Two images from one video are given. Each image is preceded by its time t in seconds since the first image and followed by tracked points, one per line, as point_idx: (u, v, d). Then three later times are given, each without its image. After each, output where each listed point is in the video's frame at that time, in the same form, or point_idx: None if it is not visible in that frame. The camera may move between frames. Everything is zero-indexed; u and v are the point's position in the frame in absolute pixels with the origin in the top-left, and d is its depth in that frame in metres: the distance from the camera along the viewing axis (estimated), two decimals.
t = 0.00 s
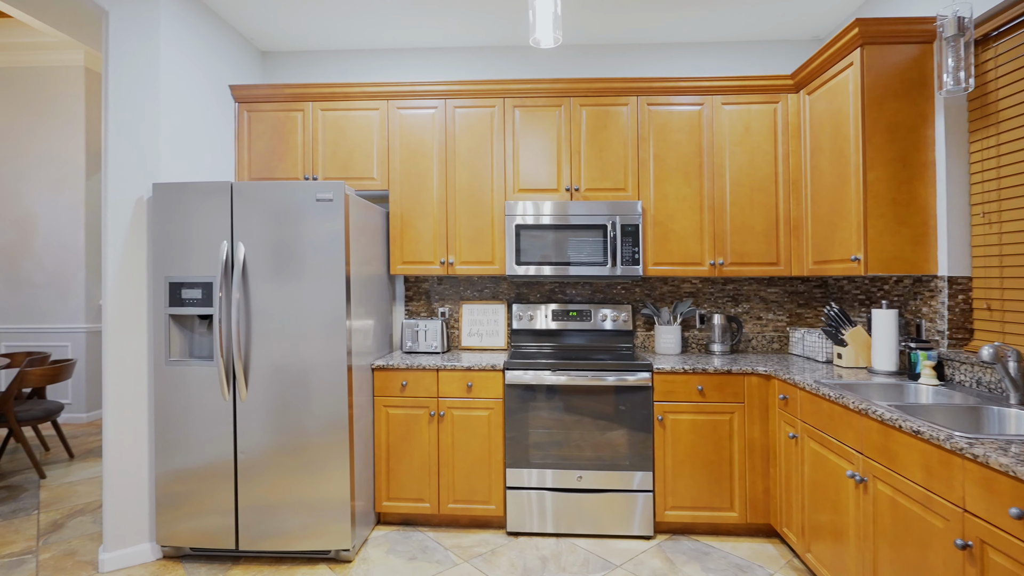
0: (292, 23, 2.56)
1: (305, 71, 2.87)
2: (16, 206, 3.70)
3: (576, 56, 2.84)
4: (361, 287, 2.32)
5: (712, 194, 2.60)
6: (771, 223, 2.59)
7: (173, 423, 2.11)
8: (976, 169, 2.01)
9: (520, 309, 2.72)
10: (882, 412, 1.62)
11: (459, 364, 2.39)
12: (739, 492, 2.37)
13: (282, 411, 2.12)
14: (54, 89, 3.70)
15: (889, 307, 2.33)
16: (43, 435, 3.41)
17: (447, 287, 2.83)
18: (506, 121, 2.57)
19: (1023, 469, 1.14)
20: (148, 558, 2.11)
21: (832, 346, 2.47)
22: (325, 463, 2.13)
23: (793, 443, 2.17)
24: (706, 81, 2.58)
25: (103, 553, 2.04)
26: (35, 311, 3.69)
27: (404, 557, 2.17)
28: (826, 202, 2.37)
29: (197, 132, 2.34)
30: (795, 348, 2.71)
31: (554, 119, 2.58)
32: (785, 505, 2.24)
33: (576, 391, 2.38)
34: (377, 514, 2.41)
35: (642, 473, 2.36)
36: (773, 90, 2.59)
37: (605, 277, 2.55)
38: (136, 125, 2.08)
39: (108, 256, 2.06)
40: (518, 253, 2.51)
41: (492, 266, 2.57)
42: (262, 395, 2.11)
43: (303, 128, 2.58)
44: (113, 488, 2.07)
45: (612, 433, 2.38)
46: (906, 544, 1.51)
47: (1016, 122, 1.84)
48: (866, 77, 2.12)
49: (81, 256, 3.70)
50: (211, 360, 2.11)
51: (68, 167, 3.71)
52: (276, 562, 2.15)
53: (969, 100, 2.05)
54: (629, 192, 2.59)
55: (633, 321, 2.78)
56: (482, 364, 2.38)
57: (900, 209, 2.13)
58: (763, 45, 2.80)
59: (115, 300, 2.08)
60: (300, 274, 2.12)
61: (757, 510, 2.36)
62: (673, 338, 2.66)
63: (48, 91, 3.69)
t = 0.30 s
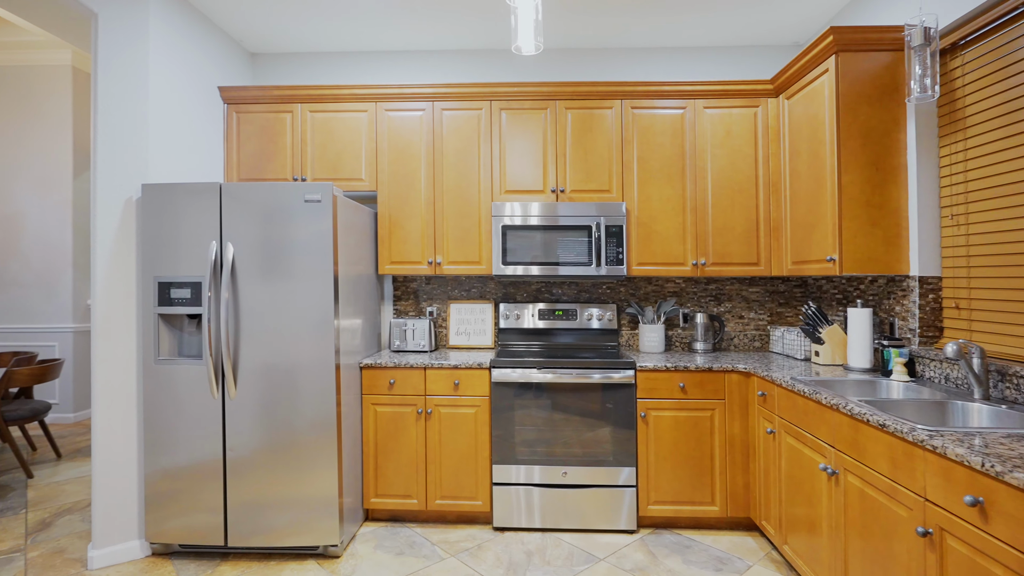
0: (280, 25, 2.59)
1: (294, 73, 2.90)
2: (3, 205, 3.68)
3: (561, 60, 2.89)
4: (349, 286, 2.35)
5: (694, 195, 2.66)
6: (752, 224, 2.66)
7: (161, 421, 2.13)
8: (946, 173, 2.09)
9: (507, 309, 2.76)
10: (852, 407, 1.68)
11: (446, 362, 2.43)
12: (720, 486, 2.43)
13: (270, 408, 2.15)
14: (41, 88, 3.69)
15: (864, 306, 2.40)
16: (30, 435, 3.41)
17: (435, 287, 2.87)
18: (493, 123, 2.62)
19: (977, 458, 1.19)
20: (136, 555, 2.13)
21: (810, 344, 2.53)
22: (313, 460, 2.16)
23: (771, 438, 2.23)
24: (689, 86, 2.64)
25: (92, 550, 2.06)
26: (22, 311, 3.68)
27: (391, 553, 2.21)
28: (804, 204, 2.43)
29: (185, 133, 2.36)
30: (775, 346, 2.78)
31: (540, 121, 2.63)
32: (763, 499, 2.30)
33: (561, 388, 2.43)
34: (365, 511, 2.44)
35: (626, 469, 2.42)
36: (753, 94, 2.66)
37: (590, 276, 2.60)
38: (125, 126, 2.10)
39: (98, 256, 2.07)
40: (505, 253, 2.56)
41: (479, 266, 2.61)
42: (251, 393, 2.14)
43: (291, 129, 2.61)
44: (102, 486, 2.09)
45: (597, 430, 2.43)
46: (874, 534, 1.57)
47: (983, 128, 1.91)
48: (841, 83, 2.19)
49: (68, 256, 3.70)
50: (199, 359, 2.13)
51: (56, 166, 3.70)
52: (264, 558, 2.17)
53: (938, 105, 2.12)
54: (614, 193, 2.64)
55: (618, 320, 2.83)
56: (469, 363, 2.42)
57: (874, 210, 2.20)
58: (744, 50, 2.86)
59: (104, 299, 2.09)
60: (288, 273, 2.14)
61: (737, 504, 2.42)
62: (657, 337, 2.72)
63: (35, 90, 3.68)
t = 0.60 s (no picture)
0: (273, 27, 2.62)
1: (287, 75, 2.93)
2: None
3: (551, 63, 2.94)
4: (341, 286, 2.38)
5: (681, 196, 2.71)
6: (737, 225, 2.71)
7: (154, 419, 2.16)
8: (922, 176, 2.15)
9: (497, 308, 2.80)
10: (828, 402, 1.74)
11: (437, 361, 2.47)
12: (705, 482, 2.48)
13: (263, 406, 2.18)
14: (33, 88, 3.69)
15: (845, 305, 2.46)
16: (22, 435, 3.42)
17: (427, 286, 2.91)
18: (483, 125, 2.66)
19: (941, 449, 1.25)
20: (130, 551, 2.16)
21: (793, 342, 2.59)
22: (305, 457, 2.19)
23: (754, 433, 2.28)
24: (675, 89, 2.70)
25: (86, 546, 2.08)
26: (14, 311, 3.68)
27: (382, 548, 2.25)
28: (787, 205, 2.49)
29: (178, 134, 2.39)
30: (760, 345, 2.83)
31: (530, 123, 2.67)
32: (747, 493, 2.35)
33: (550, 386, 2.48)
34: (357, 507, 2.48)
35: (614, 465, 2.47)
36: (738, 98, 2.72)
37: (578, 276, 2.64)
38: (119, 127, 2.12)
39: (91, 255, 2.10)
40: (495, 253, 2.60)
41: (470, 266, 2.65)
42: (243, 391, 2.17)
43: (284, 130, 2.64)
44: (96, 483, 2.11)
45: (585, 427, 2.48)
46: (848, 524, 1.63)
47: (957, 132, 1.97)
48: (821, 87, 2.25)
49: (60, 255, 3.71)
50: (192, 358, 2.16)
51: (48, 166, 3.71)
52: (257, 554, 2.21)
53: (915, 110, 2.18)
54: (602, 194, 2.69)
55: (607, 319, 2.88)
56: (459, 361, 2.46)
57: (854, 212, 2.26)
58: (730, 54, 2.92)
59: (98, 298, 2.12)
60: (280, 273, 2.18)
61: (722, 499, 2.48)
62: (644, 335, 2.77)
63: (27, 90, 3.69)
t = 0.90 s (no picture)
0: (268, 30, 2.65)
1: (282, 77, 2.96)
2: None
3: (543, 66, 2.98)
4: (335, 285, 2.42)
5: (670, 197, 2.76)
6: (726, 225, 2.76)
7: (151, 416, 2.19)
8: (903, 178, 2.21)
9: (490, 307, 2.84)
10: (809, 398, 1.78)
11: (430, 359, 2.51)
12: (693, 477, 2.53)
13: (258, 403, 2.21)
14: (28, 88, 3.71)
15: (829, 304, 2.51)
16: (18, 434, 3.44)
17: (421, 285, 2.95)
18: (476, 127, 2.70)
19: (911, 441, 1.30)
20: (126, 546, 2.19)
21: (779, 340, 2.64)
22: (299, 454, 2.23)
23: (740, 429, 2.34)
24: (664, 92, 2.75)
25: (83, 541, 2.12)
26: (10, 310, 3.70)
27: (376, 543, 2.28)
28: (773, 206, 2.55)
29: (175, 135, 2.42)
30: (748, 343, 2.89)
31: (522, 125, 2.72)
32: (733, 488, 2.40)
33: (541, 384, 2.52)
34: (351, 503, 2.51)
35: (603, 461, 2.51)
36: (726, 100, 2.77)
37: (570, 275, 2.69)
38: (116, 129, 2.16)
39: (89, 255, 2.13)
40: (488, 253, 2.64)
41: (463, 265, 2.69)
42: (239, 389, 2.20)
43: (279, 132, 2.67)
44: (92, 480, 2.14)
45: (575, 423, 2.53)
46: (828, 516, 1.68)
47: (936, 135, 2.02)
48: (806, 91, 2.30)
49: (56, 255, 3.73)
50: (189, 356, 2.20)
51: (44, 166, 3.73)
52: (252, 549, 2.24)
53: (896, 114, 2.24)
54: (592, 195, 2.74)
55: (598, 318, 2.93)
56: (452, 359, 2.51)
57: (837, 213, 2.31)
58: (719, 57, 2.98)
59: (95, 297, 2.15)
60: (275, 272, 2.21)
61: (709, 494, 2.53)
62: (634, 334, 2.81)
63: (23, 91, 3.71)
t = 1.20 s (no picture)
0: (265, 33, 2.69)
1: (279, 79, 3.00)
2: None
3: (537, 68, 3.03)
4: (331, 284, 2.46)
5: (661, 198, 2.81)
6: (715, 226, 2.81)
7: (149, 413, 2.23)
8: (887, 180, 2.26)
9: (483, 306, 2.88)
10: (792, 394, 1.83)
11: (424, 357, 2.55)
12: (683, 473, 2.58)
13: (254, 400, 2.25)
14: (26, 89, 3.74)
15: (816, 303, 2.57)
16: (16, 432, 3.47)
17: (415, 285, 2.99)
18: (469, 129, 2.74)
19: (885, 434, 1.35)
20: (125, 541, 2.23)
21: (767, 338, 2.69)
22: (294, 450, 2.27)
23: (728, 426, 2.38)
24: (655, 95, 2.79)
25: (82, 536, 2.15)
26: (8, 309, 3.73)
27: (370, 537, 2.33)
28: (761, 207, 2.60)
29: (172, 137, 2.46)
30: (737, 341, 2.94)
31: (515, 127, 2.76)
32: (721, 483, 2.45)
33: (533, 381, 2.56)
34: (346, 498, 2.55)
35: (595, 457, 2.56)
36: (716, 103, 2.82)
37: (562, 275, 2.73)
38: (114, 130, 2.19)
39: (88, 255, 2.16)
40: (481, 253, 2.68)
41: (456, 265, 2.74)
42: (235, 386, 2.24)
43: (275, 133, 2.71)
44: (91, 476, 2.18)
45: (567, 420, 2.57)
46: (809, 508, 1.72)
47: (917, 138, 2.07)
48: (792, 94, 2.35)
49: (54, 255, 3.76)
50: (186, 354, 2.23)
51: (42, 167, 3.76)
52: (248, 543, 2.28)
53: (880, 117, 2.29)
54: (584, 196, 2.78)
55: (590, 317, 2.97)
56: (446, 357, 2.55)
57: (823, 214, 2.36)
58: (709, 61, 3.03)
59: (94, 295, 2.19)
60: (271, 271, 2.25)
61: (698, 489, 2.57)
62: (626, 332, 2.86)
63: (21, 92, 3.74)
